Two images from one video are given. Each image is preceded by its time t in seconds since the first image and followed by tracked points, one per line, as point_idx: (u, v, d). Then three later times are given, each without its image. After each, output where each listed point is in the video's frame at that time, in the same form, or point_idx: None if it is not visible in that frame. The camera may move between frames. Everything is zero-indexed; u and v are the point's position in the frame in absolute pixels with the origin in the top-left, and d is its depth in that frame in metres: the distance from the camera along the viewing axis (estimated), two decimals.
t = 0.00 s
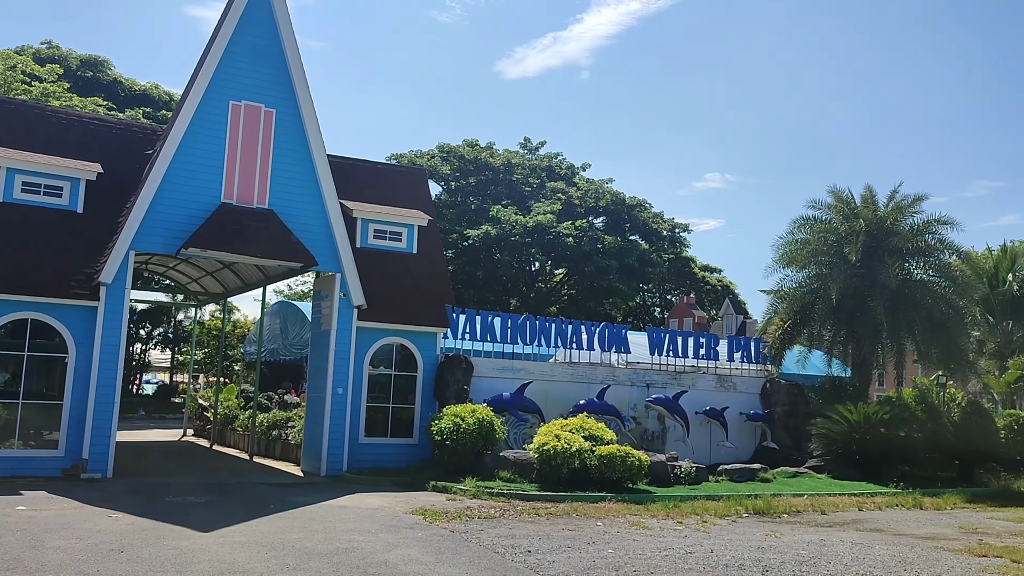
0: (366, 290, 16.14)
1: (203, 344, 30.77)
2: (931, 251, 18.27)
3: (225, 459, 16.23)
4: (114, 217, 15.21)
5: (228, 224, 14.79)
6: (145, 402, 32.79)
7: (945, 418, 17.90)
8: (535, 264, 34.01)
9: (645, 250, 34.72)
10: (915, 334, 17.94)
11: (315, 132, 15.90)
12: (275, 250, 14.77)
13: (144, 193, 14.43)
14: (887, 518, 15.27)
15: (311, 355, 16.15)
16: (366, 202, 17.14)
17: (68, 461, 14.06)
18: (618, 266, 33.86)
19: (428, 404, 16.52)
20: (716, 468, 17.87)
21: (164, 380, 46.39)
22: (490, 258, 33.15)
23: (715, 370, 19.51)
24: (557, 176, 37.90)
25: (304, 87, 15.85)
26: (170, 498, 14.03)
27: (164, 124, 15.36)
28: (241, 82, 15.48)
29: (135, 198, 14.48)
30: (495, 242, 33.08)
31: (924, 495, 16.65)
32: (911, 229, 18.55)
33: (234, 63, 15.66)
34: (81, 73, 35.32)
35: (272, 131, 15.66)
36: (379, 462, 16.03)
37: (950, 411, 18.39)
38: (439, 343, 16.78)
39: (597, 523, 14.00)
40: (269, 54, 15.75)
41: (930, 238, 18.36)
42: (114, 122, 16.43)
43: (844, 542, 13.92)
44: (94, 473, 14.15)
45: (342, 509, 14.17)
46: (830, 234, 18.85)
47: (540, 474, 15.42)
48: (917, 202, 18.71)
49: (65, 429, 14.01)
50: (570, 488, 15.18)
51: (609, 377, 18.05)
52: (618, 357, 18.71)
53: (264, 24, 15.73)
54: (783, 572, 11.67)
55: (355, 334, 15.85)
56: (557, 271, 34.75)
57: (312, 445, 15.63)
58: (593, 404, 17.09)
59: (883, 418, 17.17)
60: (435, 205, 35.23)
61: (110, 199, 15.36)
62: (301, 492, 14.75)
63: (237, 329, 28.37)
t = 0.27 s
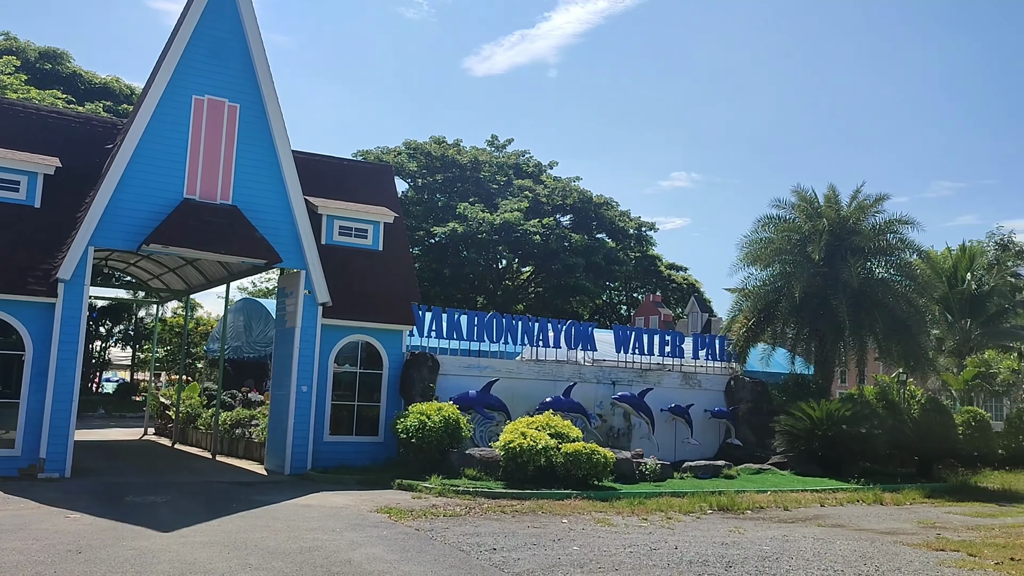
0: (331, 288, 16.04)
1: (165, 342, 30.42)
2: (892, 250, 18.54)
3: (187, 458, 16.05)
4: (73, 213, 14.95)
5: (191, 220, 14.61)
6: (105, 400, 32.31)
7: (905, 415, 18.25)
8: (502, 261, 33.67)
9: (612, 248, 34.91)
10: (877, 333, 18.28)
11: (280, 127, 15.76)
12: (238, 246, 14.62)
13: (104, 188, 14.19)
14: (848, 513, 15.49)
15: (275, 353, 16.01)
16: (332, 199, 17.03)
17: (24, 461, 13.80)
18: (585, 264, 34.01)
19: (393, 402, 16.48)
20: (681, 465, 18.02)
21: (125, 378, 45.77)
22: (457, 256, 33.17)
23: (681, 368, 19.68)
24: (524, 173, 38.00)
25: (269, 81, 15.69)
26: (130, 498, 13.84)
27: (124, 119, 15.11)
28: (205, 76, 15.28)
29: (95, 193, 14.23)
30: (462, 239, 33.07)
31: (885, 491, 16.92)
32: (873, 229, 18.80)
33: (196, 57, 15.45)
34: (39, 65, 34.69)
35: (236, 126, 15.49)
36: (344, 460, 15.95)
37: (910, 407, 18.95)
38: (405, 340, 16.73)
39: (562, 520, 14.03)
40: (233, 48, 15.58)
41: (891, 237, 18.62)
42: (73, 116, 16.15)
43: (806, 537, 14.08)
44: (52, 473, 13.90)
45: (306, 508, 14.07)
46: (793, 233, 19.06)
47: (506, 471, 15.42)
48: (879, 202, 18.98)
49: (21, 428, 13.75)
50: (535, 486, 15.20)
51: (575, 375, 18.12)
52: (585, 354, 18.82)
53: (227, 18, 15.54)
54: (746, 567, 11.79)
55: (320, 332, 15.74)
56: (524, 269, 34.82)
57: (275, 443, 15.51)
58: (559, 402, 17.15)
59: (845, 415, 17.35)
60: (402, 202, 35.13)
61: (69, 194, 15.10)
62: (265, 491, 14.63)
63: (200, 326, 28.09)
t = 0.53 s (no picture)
0: (293, 284, 15.91)
1: (123, 338, 29.94)
2: (852, 249, 18.87)
3: (145, 457, 15.82)
4: (27, 207, 14.63)
5: (149, 215, 14.37)
6: (60, 398, 31.72)
7: (864, 412, 18.57)
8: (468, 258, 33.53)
9: (576, 245, 35.03)
10: (837, 331, 18.50)
11: (241, 121, 15.60)
12: (199, 241, 14.43)
13: (60, 182, 13.90)
14: (808, 508, 15.70)
15: (236, 349, 15.84)
16: (294, 195, 16.91)
17: None
18: (550, 261, 34.10)
19: (356, 399, 16.41)
20: (644, 461, 18.15)
21: (81, 375, 44.97)
22: (421, 252, 33.11)
23: (644, 365, 19.85)
24: (489, 171, 38.00)
25: (230, 75, 15.52)
26: (86, 497, 13.59)
27: (81, 111, 14.82)
28: (164, 68, 15.06)
29: (50, 187, 13.94)
30: (427, 236, 33.00)
31: (843, 486, 17.17)
32: (833, 227, 19.12)
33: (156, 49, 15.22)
34: None
35: (197, 119, 15.29)
36: (306, 458, 15.84)
37: (869, 404, 19.34)
38: (368, 337, 16.67)
39: (525, 517, 14.05)
40: (193, 40, 15.37)
41: (851, 236, 18.97)
42: (28, 108, 15.83)
43: (766, 532, 14.24)
44: (5, 472, 13.61)
45: (267, 506, 13.93)
46: (754, 231, 19.25)
47: (469, 468, 15.40)
48: (839, 201, 19.27)
49: None
50: (499, 483, 15.21)
51: (539, 371, 18.24)
52: (549, 352, 18.91)
53: (188, 9, 15.34)
54: (706, 562, 11.89)
55: (282, 328, 15.60)
56: (489, 266, 34.80)
57: (236, 441, 15.35)
58: (523, 399, 17.19)
59: (806, 412, 17.65)
60: (366, 198, 34.95)
61: (23, 188, 14.78)
62: (225, 489, 14.46)
63: (160, 322, 27.72)
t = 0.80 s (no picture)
0: (254, 279, 15.75)
1: (78, 335, 29.42)
2: (811, 247, 19.13)
3: (100, 455, 15.56)
4: None
5: (106, 208, 14.10)
6: (12, 396, 31.07)
7: (823, 408, 19.00)
8: (430, 255, 33.75)
9: (540, 242, 35.10)
10: (796, 328, 18.78)
11: (200, 114, 15.40)
12: (157, 236, 14.20)
13: (12, 173, 13.56)
14: (766, 504, 15.89)
15: (194, 345, 15.63)
16: (255, 189, 16.75)
17: None
18: (514, 258, 34.14)
19: (317, 396, 16.31)
20: (606, 457, 18.25)
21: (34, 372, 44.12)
22: (384, 248, 33.00)
23: (607, 361, 19.97)
24: (453, 167, 37.94)
25: (189, 66, 15.31)
26: (38, 496, 13.32)
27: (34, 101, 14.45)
28: (121, 59, 14.78)
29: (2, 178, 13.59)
30: (389, 232, 32.90)
31: (802, 482, 17.40)
32: (793, 226, 19.37)
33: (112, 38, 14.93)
34: None
35: (155, 111, 15.05)
36: (266, 456, 15.69)
37: (827, 401, 19.81)
38: (330, 334, 16.58)
39: (487, 513, 14.04)
40: (151, 30, 15.14)
41: (811, 234, 19.21)
42: None
43: (726, 528, 14.39)
44: None
45: (226, 504, 13.77)
46: (716, 229, 19.42)
47: (431, 465, 15.32)
48: (800, 200, 19.51)
49: None
50: (461, 479, 15.17)
51: (502, 368, 18.28)
52: (512, 348, 18.95)
53: None
54: (666, 557, 11.98)
55: (242, 324, 15.42)
56: (453, 262, 34.74)
57: (194, 438, 15.15)
58: (486, 396, 17.19)
59: (765, 408, 17.91)
60: (328, 193, 34.71)
61: None
62: (183, 487, 14.26)
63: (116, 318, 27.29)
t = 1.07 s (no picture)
0: (212, 274, 15.55)
1: (30, 330, 28.82)
2: (771, 246, 19.35)
3: (52, 452, 15.26)
4: None
5: (59, 201, 13.79)
6: None
7: (781, 405, 19.41)
8: (392, 252, 33.68)
9: (504, 239, 35.12)
10: (756, 325, 19.00)
11: (158, 105, 15.15)
12: (112, 229, 13.92)
13: None
14: (725, 500, 16.05)
15: (150, 341, 15.39)
16: (213, 183, 16.56)
17: None
18: (477, 254, 34.11)
19: (276, 392, 16.17)
20: (567, 454, 18.32)
21: None
22: (346, 244, 32.83)
23: (569, 358, 20.04)
24: (416, 162, 37.78)
25: (146, 57, 15.05)
26: None
27: None
28: (75, 48, 14.48)
29: None
30: (351, 227, 32.76)
31: (760, 478, 17.60)
32: (754, 225, 19.55)
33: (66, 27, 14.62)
34: None
35: (110, 102, 14.78)
36: (223, 453, 15.51)
37: (785, 398, 20.16)
38: (290, 330, 16.42)
39: (447, 510, 13.99)
40: (107, 20, 14.85)
41: (771, 233, 19.40)
42: None
43: (685, 523, 14.51)
44: None
45: (182, 502, 13.57)
46: (678, 228, 19.55)
47: (391, 462, 15.23)
48: (760, 199, 19.70)
49: None
50: (422, 476, 15.10)
51: (464, 365, 18.28)
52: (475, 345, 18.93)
53: None
54: (625, 553, 12.04)
55: (199, 320, 15.22)
56: (415, 258, 34.61)
57: (150, 435, 14.92)
58: (447, 393, 17.16)
59: (724, 405, 18.06)
60: (289, 187, 34.39)
61: None
62: (137, 485, 14.04)
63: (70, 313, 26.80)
